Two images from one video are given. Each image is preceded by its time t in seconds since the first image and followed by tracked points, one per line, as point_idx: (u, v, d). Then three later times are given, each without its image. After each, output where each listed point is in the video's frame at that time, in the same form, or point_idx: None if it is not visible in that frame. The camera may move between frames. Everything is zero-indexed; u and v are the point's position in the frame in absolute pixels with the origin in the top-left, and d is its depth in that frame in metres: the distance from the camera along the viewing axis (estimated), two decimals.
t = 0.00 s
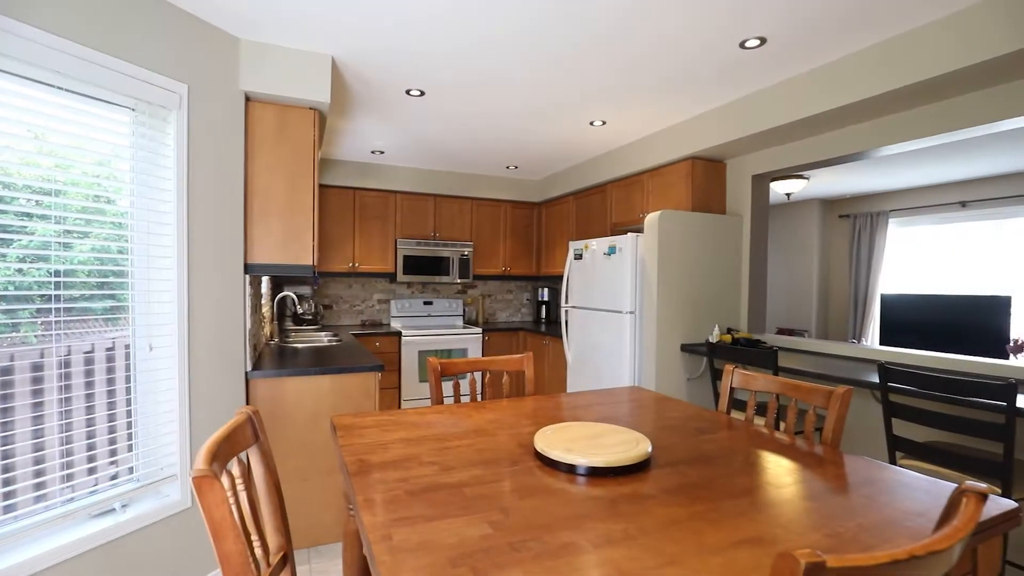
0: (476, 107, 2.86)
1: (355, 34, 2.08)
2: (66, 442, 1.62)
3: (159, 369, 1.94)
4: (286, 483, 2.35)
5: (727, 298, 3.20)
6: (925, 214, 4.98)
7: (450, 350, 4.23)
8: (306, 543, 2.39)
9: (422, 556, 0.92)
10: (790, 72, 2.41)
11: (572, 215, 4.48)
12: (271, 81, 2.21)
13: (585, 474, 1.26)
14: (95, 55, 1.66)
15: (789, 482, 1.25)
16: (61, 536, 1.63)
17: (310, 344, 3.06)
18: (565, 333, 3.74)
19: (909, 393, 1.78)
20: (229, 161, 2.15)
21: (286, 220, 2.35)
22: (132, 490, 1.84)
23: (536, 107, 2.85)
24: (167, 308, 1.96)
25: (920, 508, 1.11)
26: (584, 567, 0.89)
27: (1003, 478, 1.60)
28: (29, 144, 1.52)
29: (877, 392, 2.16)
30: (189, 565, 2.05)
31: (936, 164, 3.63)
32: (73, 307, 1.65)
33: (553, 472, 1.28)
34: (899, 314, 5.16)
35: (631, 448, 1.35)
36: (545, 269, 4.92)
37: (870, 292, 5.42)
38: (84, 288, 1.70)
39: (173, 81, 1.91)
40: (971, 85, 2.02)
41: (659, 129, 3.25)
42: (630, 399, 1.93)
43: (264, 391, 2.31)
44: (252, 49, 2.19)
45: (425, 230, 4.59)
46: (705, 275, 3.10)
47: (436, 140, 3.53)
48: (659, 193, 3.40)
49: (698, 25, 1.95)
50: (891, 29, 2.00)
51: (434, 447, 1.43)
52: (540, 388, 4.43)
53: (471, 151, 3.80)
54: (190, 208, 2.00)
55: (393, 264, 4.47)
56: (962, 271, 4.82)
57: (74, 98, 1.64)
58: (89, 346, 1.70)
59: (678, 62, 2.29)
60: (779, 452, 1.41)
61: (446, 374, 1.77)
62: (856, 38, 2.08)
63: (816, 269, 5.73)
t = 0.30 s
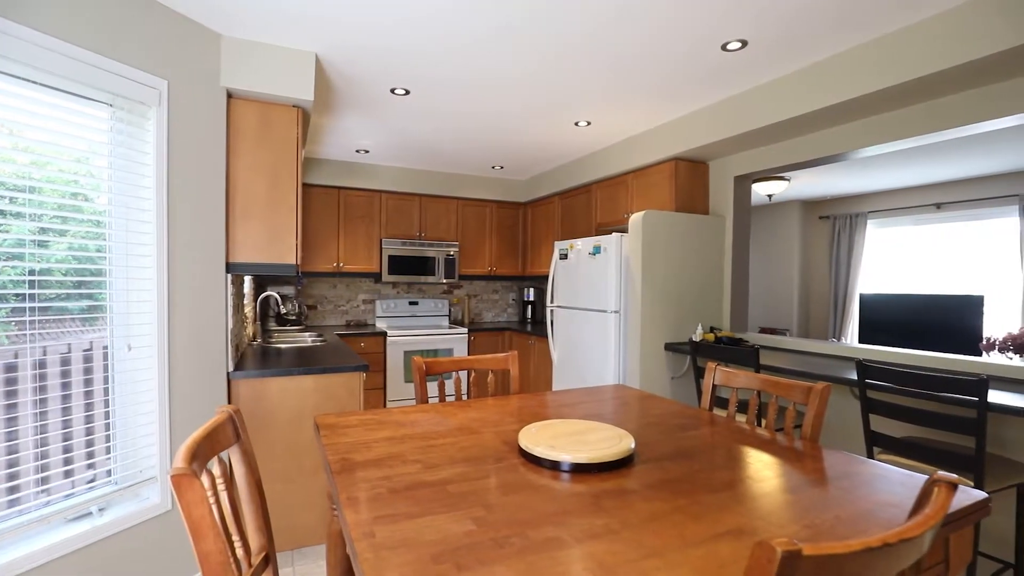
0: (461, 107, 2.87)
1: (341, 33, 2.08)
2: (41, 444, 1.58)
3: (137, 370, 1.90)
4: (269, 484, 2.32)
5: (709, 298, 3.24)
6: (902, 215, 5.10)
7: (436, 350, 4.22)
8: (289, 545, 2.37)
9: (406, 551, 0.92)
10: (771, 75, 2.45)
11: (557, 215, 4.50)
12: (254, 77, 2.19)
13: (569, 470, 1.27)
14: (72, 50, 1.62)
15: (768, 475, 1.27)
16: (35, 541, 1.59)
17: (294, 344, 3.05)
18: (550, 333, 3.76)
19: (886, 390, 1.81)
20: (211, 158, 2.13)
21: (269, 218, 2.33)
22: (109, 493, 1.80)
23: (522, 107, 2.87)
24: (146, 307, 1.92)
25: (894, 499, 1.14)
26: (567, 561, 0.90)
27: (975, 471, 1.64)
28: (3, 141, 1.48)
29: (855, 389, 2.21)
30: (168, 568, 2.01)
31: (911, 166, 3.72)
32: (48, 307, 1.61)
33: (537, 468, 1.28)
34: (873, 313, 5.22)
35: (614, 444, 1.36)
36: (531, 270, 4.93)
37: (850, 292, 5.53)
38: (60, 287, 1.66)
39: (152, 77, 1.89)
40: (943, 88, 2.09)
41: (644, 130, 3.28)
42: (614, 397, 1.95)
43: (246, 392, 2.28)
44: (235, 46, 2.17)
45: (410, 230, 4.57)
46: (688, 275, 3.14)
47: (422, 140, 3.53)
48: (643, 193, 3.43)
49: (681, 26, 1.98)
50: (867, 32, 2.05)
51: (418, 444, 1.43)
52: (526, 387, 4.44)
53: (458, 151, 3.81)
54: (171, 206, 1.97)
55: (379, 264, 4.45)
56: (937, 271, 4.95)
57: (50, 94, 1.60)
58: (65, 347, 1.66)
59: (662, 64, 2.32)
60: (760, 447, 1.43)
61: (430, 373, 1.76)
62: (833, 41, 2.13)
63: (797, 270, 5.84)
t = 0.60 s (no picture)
0: (447, 106, 2.87)
1: (326, 30, 2.07)
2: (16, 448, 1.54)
3: (115, 371, 1.86)
4: (252, 486, 2.29)
5: (693, 298, 3.28)
6: (880, 216, 5.21)
7: (422, 350, 4.20)
8: (273, 548, 2.34)
9: (390, 549, 0.91)
10: (753, 77, 2.50)
11: (543, 216, 4.51)
12: (238, 74, 2.17)
13: (554, 468, 1.27)
14: (48, 44, 1.59)
15: (749, 471, 1.28)
16: (9, 547, 1.54)
17: (277, 344, 3.02)
18: (536, 332, 3.77)
19: (864, 386, 1.85)
20: (192, 156, 2.09)
21: (252, 217, 2.30)
22: (87, 497, 1.76)
23: (508, 107, 2.88)
24: (124, 308, 1.89)
25: (871, 492, 1.16)
26: (552, 557, 0.90)
27: (950, 465, 1.68)
28: None
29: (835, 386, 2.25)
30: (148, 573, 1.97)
31: (889, 168, 3.81)
32: (24, 307, 1.57)
33: (523, 466, 1.29)
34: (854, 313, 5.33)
35: (598, 441, 1.37)
36: (517, 270, 4.94)
37: (830, 292, 5.63)
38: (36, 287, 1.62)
39: (131, 72, 1.85)
40: (918, 93, 2.15)
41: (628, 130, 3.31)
42: (599, 395, 1.96)
43: (228, 394, 2.25)
44: (216, 42, 2.14)
45: (396, 229, 4.55)
46: (672, 275, 3.17)
47: (408, 139, 3.52)
48: (628, 194, 3.46)
49: (665, 28, 2.01)
50: (846, 36, 2.09)
51: (404, 443, 1.42)
52: (512, 387, 4.44)
53: (444, 150, 3.80)
54: (150, 204, 1.94)
55: (364, 264, 4.42)
56: (913, 272, 5.06)
57: (26, 89, 1.56)
58: (41, 349, 1.61)
59: (646, 65, 2.35)
60: (743, 444, 1.45)
61: (415, 373, 1.75)
62: (813, 45, 2.17)
63: (779, 270, 5.93)
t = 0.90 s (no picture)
0: (433, 105, 2.87)
1: (311, 27, 2.05)
2: None
3: (93, 372, 1.82)
4: (234, 488, 2.26)
5: (678, 297, 3.31)
6: (860, 218, 5.31)
7: (409, 350, 4.18)
8: (255, 551, 2.31)
9: (374, 547, 0.91)
10: (736, 79, 2.54)
11: (530, 216, 4.52)
12: (221, 70, 2.15)
13: (539, 465, 1.27)
14: (24, 37, 1.55)
15: (731, 466, 1.30)
16: None
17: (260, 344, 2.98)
18: (523, 332, 3.77)
19: (845, 383, 1.88)
20: (173, 153, 2.06)
21: (235, 214, 2.27)
22: (63, 500, 1.72)
23: (494, 106, 2.89)
24: (102, 308, 1.84)
25: (851, 486, 1.18)
26: (537, 553, 0.90)
27: (927, 459, 1.72)
28: None
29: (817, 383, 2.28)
30: None
31: (868, 170, 3.88)
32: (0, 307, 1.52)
33: (508, 464, 1.28)
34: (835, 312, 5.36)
35: (584, 438, 1.37)
36: (504, 270, 4.94)
37: (812, 292, 5.73)
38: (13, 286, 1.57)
39: (109, 67, 1.81)
40: (896, 95, 2.20)
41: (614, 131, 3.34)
42: (585, 393, 1.97)
43: (210, 394, 2.21)
44: (198, 38, 2.11)
45: (382, 229, 4.53)
46: (657, 275, 3.20)
47: (394, 138, 3.51)
48: (613, 193, 3.49)
49: (650, 29, 2.03)
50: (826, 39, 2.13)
51: (389, 442, 1.41)
52: (499, 387, 4.44)
53: (431, 149, 3.79)
54: (130, 201, 1.90)
55: (350, 264, 4.39)
56: (892, 272, 5.17)
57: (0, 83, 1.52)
58: (18, 350, 1.56)
59: (632, 65, 2.38)
60: (726, 440, 1.47)
61: (401, 372, 1.74)
62: (795, 47, 2.21)
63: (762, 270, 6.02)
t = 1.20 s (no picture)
0: (420, 103, 2.86)
1: (297, 23, 2.04)
2: None
3: (72, 373, 1.79)
4: (216, 489, 2.22)
5: (664, 296, 3.33)
6: (842, 218, 5.39)
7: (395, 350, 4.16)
8: (238, 553, 2.27)
9: (359, 545, 0.90)
10: (721, 79, 2.57)
11: (517, 215, 4.52)
12: (204, 66, 2.12)
13: (525, 462, 1.27)
14: None
15: (715, 462, 1.31)
16: None
17: (244, 344, 2.94)
18: (510, 331, 3.77)
19: (827, 380, 1.91)
20: (154, 150, 2.03)
21: (218, 212, 2.24)
22: (40, 503, 1.69)
23: (481, 105, 2.89)
24: (81, 307, 1.81)
25: (831, 480, 1.20)
26: (521, 549, 0.90)
27: (906, 454, 1.75)
28: None
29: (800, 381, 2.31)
30: None
31: (849, 171, 3.95)
32: None
33: (494, 461, 1.28)
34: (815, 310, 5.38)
35: (570, 435, 1.38)
36: (491, 269, 4.94)
37: (795, 292, 5.80)
38: None
39: (89, 62, 1.78)
40: (877, 95, 2.23)
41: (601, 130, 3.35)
42: (572, 391, 1.97)
43: (192, 395, 2.18)
44: (181, 32, 2.08)
45: (369, 228, 4.50)
46: (644, 274, 3.22)
47: (381, 136, 3.49)
48: (600, 193, 3.51)
49: (637, 28, 2.05)
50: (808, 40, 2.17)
51: (375, 440, 1.40)
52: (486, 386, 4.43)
53: (418, 148, 3.78)
54: (109, 198, 1.87)
55: (336, 263, 4.36)
56: (874, 272, 5.26)
57: None
58: None
59: (618, 65, 2.40)
60: (711, 437, 1.48)
61: (386, 371, 1.73)
62: (777, 48, 2.24)
63: (747, 270, 6.09)
